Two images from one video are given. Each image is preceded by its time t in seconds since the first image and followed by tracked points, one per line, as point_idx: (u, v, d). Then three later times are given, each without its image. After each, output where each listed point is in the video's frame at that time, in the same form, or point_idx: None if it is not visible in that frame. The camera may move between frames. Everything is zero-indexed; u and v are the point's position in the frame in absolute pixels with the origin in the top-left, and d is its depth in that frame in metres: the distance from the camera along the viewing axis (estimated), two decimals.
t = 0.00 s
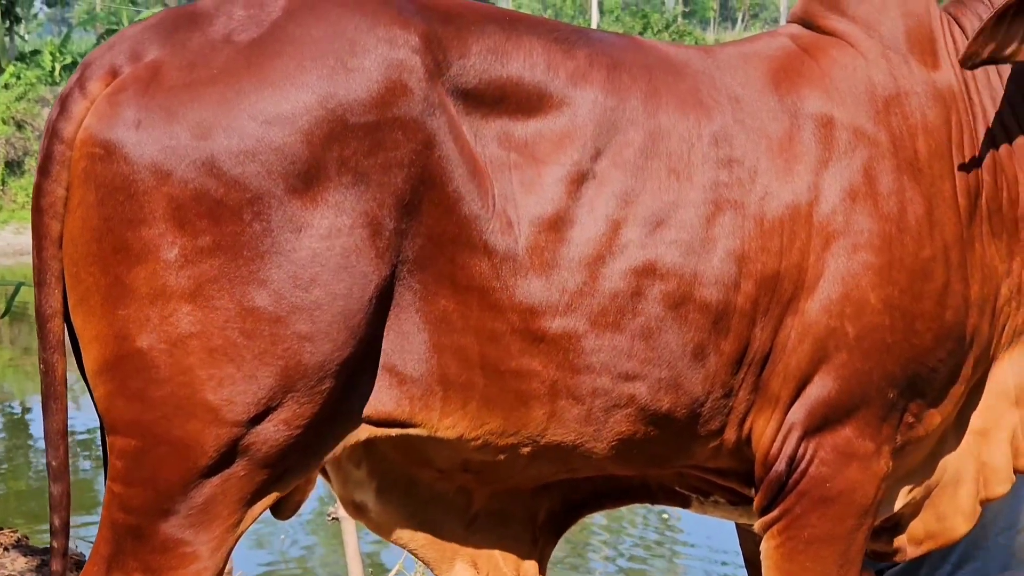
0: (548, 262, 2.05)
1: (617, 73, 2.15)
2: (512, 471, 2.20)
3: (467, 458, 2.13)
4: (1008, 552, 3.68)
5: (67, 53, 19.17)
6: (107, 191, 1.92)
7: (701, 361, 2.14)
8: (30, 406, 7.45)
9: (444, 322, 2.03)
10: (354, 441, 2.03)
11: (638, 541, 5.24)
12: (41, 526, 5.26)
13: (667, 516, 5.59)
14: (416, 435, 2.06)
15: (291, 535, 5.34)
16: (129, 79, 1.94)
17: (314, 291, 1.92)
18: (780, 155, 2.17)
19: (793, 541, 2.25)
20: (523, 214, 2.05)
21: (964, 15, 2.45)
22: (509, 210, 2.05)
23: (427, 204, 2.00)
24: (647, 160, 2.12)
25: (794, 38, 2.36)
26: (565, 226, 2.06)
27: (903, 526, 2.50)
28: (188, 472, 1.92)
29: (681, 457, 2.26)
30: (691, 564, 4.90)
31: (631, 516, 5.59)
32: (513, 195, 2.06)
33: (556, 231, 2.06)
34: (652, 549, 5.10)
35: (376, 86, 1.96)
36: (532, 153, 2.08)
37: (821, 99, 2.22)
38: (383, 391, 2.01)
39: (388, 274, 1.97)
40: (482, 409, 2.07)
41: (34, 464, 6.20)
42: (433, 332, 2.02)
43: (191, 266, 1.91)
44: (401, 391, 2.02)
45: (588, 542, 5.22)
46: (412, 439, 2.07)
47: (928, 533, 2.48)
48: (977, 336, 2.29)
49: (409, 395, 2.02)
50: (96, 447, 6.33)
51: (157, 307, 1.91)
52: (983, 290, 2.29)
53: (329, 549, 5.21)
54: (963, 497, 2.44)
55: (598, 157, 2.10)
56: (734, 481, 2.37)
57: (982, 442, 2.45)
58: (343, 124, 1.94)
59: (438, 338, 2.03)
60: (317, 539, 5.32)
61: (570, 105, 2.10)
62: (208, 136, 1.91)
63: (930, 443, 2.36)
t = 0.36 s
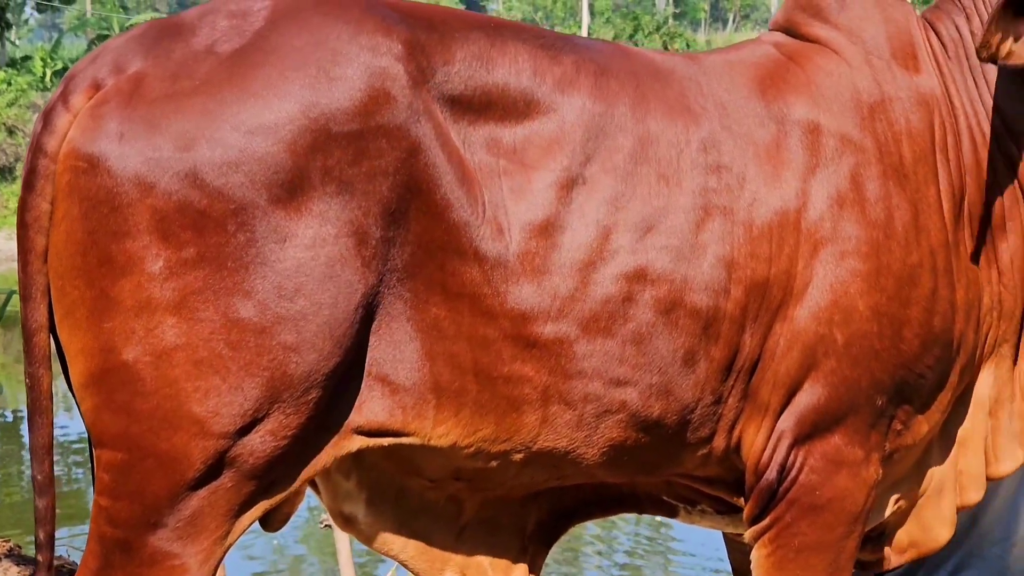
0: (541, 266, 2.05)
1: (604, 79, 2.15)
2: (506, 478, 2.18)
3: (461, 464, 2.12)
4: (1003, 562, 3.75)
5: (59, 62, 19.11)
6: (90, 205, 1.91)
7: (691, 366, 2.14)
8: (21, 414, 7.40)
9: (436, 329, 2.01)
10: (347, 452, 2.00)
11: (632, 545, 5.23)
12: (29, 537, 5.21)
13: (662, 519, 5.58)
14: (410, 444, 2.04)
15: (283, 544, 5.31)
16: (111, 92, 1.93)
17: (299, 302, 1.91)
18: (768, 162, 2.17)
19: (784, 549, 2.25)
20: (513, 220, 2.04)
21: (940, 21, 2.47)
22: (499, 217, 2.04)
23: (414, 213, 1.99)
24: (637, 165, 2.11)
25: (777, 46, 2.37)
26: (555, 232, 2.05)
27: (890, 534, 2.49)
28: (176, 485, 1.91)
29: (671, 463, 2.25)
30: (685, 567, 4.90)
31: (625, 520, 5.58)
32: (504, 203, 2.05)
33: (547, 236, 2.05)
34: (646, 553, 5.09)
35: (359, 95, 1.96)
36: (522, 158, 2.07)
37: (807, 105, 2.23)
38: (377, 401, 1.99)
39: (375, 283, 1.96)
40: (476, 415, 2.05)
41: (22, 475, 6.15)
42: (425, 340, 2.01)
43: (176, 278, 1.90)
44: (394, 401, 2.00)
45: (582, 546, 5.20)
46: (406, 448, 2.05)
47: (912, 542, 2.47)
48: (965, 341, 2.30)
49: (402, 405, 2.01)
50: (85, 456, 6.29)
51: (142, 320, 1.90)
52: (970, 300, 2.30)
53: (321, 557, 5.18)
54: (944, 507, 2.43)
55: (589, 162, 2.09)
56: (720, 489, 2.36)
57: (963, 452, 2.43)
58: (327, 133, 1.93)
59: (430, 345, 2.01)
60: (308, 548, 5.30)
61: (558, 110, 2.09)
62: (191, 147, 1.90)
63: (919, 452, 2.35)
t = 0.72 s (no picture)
0: (512, 274, 2.03)
1: (577, 87, 2.14)
2: (484, 488, 2.15)
3: (439, 476, 2.10)
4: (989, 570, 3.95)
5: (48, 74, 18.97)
6: (65, 215, 1.89)
7: (668, 371, 2.12)
8: None
9: (413, 340, 2.00)
10: (324, 466, 1.98)
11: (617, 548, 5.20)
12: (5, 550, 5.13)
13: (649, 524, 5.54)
14: (389, 457, 2.02)
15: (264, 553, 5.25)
16: (85, 101, 1.92)
17: (274, 312, 1.90)
18: (743, 168, 2.17)
19: (770, 557, 2.23)
20: (486, 228, 2.03)
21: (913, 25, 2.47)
22: (472, 225, 2.03)
23: (389, 222, 1.98)
24: (609, 173, 2.10)
25: (751, 53, 2.36)
26: (528, 239, 2.04)
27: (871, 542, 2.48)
28: (153, 497, 1.89)
29: (650, 469, 2.22)
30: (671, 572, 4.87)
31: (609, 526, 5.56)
32: (475, 211, 2.04)
33: (519, 244, 2.04)
34: (633, 558, 5.05)
35: (334, 105, 1.95)
36: (494, 167, 2.06)
37: (782, 111, 2.22)
38: (355, 412, 1.98)
39: (350, 293, 1.95)
40: (454, 426, 2.03)
41: None
42: (403, 351, 2.00)
43: (151, 289, 1.88)
44: (372, 412, 1.98)
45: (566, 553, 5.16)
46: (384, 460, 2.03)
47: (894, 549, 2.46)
48: (943, 345, 2.29)
49: (380, 416, 1.99)
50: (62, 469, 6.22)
51: (117, 330, 1.88)
52: (946, 299, 2.30)
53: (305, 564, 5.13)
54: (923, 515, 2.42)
55: (561, 170, 2.09)
56: (699, 495, 2.33)
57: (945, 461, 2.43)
58: (302, 143, 1.92)
59: (407, 356, 2.00)
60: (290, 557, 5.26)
61: (531, 119, 2.08)
62: (167, 157, 1.88)
63: (900, 458, 2.34)
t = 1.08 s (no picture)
0: (479, 286, 2.05)
1: (543, 101, 2.16)
2: (456, 503, 2.15)
3: (411, 491, 2.09)
4: None
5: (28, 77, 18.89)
6: (38, 227, 1.88)
7: (636, 381, 2.14)
8: None
9: (384, 354, 2.01)
10: (297, 480, 1.98)
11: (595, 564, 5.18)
12: None
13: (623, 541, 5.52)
14: (361, 472, 2.02)
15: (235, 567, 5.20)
16: (58, 113, 1.91)
17: (247, 324, 1.91)
18: (707, 179, 2.18)
19: (743, 566, 2.24)
20: (452, 241, 2.05)
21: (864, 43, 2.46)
22: (439, 238, 2.05)
23: (360, 235, 1.99)
24: (575, 186, 2.12)
25: (714, 64, 2.39)
26: (493, 252, 2.06)
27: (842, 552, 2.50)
28: (127, 511, 1.90)
29: (621, 483, 2.22)
30: None
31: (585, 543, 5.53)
32: (442, 223, 2.05)
33: (484, 257, 2.05)
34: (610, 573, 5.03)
35: (307, 119, 1.96)
36: (459, 181, 2.08)
37: (745, 122, 2.25)
38: (327, 426, 1.98)
39: (323, 306, 1.96)
40: (426, 440, 2.04)
41: None
42: (374, 366, 2.01)
43: (126, 301, 1.89)
44: (345, 426, 1.99)
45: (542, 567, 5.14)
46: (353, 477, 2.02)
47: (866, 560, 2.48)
48: (910, 354, 2.32)
49: (352, 431, 2.00)
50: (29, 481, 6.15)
51: (91, 344, 1.88)
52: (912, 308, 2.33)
53: None
54: (895, 524, 2.43)
55: (526, 183, 2.10)
56: (671, 506, 2.33)
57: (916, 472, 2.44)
58: (275, 156, 1.93)
59: (379, 370, 2.01)
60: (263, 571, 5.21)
61: (499, 133, 2.10)
62: (141, 169, 1.89)
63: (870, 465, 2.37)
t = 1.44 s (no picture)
0: (440, 301, 2.06)
1: (506, 117, 2.18)
2: (420, 519, 2.15)
3: (374, 508, 2.10)
4: None
5: None
6: (8, 241, 1.88)
7: (597, 394, 2.15)
8: None
9: (349, 371, 2.02)
10: (262, 495, 1.99)
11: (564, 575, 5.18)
12: None
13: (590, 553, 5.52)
14: (326, 487, 2.03)
15: None
16: (29, 127, 1.91)
17: (218, 340, 1.92)
18: (667, 194, 2.21)
19: None
20: (413, 256, 2.06)
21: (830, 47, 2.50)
22: (399, 252, 2.06)
23: (328, 252, 2.00)
24: (536, 203, 2.14)
25: (677, 78, 2.42)
26: (454, 268, 2.08)
27: (803, 563, 2.52)
28: (96, 526, 1.90)
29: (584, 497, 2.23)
30: None
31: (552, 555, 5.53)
32: (403, 238, 2.07)
33: (445, 272, 2.07)
34: None
35: (278, 136, 1.97)
36: (421, 197, 2.09)
37: (706, 137, 2.27)
38: (293, 443, 1.99)
39: (292, 322, 1.97)
40: (389, 455, 2.05)
41: None
42: (340, 382, 2.02)
43: (97, 316, 1.89)
44: (309, 441, 2.00)
45: None
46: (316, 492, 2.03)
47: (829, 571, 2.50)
48: (873, 365, 2.36)
49: (317, 447, 2.01)
50: None
51: (62, 358, 1.89)
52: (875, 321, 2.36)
53: None
54: (859, 535, 2.46)
55: (487, 200, 2.12)
56: (632, 517, 2.34)
57: (877, 483, 2.47)
58: (246, 173, 1.94)
59: (344, 386, 2.02)
60: None
61: (463, 149, 2.12)
62: (113, 184, 1.89)
63: (834, 476, 2.40)
